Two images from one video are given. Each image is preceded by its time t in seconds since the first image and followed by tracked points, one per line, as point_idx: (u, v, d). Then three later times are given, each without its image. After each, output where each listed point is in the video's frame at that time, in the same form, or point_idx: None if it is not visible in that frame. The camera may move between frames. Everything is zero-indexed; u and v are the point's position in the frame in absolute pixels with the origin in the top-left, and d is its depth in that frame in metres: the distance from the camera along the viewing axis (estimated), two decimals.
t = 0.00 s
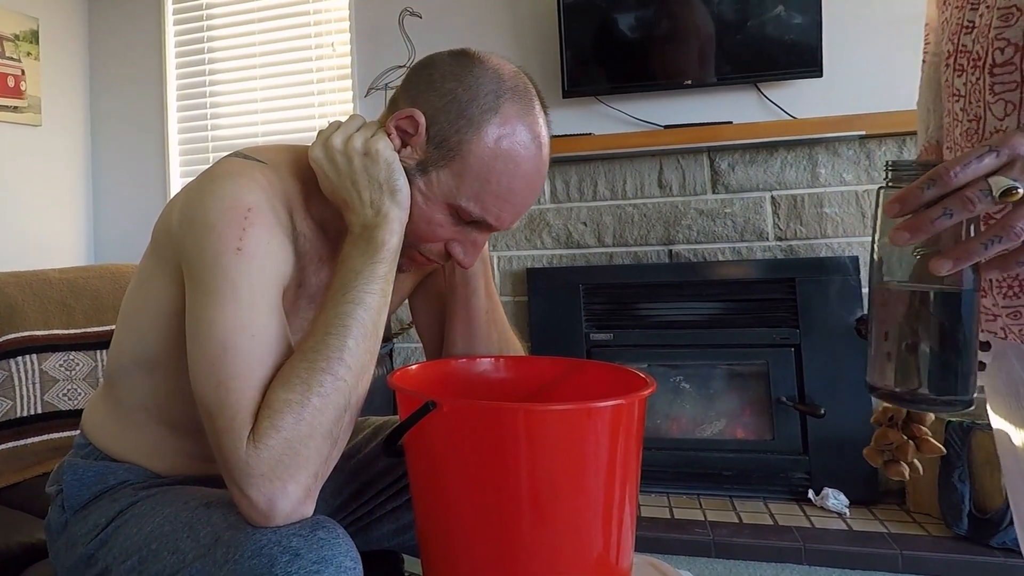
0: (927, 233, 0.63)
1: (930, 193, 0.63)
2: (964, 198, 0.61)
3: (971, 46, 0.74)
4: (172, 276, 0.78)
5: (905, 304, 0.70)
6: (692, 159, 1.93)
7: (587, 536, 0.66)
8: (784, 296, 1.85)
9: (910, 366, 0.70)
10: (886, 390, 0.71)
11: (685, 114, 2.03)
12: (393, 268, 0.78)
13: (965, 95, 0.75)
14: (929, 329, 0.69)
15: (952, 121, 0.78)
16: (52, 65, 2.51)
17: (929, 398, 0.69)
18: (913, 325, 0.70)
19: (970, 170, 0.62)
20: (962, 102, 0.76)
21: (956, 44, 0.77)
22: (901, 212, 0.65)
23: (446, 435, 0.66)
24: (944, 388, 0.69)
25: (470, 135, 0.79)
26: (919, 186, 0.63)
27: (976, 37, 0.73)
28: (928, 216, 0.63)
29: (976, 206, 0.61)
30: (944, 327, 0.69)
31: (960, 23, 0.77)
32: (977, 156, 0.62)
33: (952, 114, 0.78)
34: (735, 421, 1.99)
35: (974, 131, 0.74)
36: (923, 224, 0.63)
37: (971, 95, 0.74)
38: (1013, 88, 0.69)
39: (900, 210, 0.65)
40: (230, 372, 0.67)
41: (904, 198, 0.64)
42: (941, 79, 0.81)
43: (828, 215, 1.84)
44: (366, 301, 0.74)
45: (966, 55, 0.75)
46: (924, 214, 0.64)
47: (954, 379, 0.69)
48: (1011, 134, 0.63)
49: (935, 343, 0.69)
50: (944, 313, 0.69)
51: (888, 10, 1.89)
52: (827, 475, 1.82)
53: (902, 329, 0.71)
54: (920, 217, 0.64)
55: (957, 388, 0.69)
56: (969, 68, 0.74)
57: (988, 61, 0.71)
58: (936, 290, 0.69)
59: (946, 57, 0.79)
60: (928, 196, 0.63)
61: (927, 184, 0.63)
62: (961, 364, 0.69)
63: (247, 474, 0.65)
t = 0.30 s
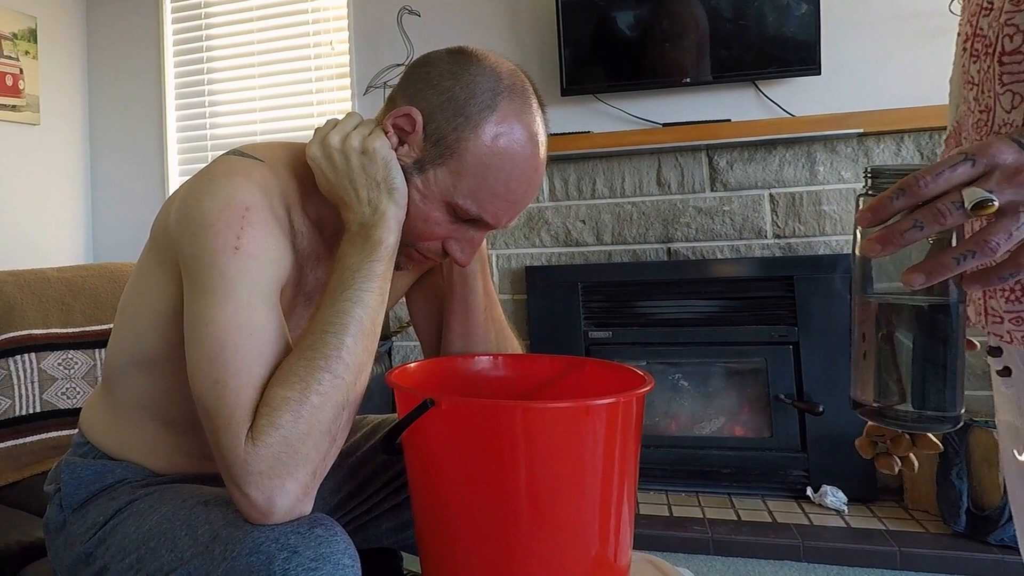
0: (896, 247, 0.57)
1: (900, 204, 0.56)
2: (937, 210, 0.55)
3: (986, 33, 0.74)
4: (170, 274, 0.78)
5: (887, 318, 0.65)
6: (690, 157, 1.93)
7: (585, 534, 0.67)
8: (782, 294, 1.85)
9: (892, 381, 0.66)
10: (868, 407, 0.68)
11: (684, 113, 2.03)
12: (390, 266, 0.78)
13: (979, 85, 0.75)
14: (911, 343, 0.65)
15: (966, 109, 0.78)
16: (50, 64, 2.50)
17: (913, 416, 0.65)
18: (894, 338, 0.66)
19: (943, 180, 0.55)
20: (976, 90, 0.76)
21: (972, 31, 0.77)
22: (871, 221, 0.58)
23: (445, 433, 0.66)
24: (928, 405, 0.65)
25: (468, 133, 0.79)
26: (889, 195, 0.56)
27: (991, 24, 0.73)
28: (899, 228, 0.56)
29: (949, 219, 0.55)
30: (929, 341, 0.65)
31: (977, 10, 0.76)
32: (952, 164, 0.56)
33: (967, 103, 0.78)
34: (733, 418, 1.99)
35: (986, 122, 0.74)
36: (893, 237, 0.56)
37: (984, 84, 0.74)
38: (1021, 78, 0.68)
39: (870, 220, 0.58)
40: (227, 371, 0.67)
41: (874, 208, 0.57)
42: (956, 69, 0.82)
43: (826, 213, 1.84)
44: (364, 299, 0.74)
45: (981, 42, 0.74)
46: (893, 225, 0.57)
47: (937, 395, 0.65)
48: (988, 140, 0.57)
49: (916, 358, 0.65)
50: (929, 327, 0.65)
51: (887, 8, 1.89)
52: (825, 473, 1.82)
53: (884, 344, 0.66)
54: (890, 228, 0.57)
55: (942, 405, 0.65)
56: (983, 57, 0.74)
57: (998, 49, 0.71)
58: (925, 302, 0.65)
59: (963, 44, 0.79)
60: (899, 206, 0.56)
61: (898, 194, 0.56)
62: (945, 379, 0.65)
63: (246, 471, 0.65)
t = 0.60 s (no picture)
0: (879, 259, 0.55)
1: (883, 214, 0.55)
2: (919, 222, 0.53)
3: (1012, 24, 0.68)
4: (170, 272, 0.78)
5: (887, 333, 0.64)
6: (689, 157, 1.93)
7: (583, 534, 0.67)
8: (781, 294, 1.85)
9: (893, 394, 0.66)
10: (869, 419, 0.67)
11: (683, 113, 2.03)
12: (391, 265, 0.78)
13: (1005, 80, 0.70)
14: (913, 358, 0.64)
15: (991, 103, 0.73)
16: (49, 61, 2.50)
17: (914, 428, 0.65)
18: (894, 349, 0.64)
19: (927, 191, 0.53)
20: (1002, 86, 0.71)
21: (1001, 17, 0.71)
22: (857, 232, 0.57)
23: (444, 432, 0.66)
24: (930, 416, 0.65)
25: (468, 133, 0.79)
26: (870, 204, 0.55)
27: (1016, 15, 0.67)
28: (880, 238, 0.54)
29: (931, 233, 0.53)
30: (930, 356, 0.64)
31: None
32: (937, 176, 0.54)
33: (994, 96, 0.73)
34: (731, 418, 1.99)
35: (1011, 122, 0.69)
36: (875, 246, 0.55)
37: (1010, 80, 0.69)
38: None
39: (856, 229, 0.57)
40: (228, 369, 0.67)
41: (858, 216, 0.56)
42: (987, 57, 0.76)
43: (825, 214, 1.84)
44: (364, 298, 0.74)
45: (1007, 34, 0.69)
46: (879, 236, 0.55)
47: (939, 407, 0.65)
48: (983, 153, 0.55)
49: (918, 373, 0.64)
50: (929, 339, 0.63)
51: (887, 9, 1.89)
52: (823, 473, 1.82)
53: (884, 358, 0.65)
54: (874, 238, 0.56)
55: (944, 416, 0.65)
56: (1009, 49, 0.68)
57: None
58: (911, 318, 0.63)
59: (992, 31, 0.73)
60: (880, 215, 0.55)
61: (880, 203, 0.55)
62: (948, 390, 0.65)
63: (246, 469, 0.65)
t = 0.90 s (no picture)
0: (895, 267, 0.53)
1: (896, 219, 0.53)
2: (938, 234, 0.51)
3: None
4: (167, 268, 0.78)
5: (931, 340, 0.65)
6: (688, 156, 1.93)
7: (580, 532, 0.67)
8: (778, 293, 1.85)
9: (943, 396, 0.67)
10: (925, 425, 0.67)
11: (682, 111, 2.03)
12: (388, 262, 0.78)
13: None
14: (954, 357, 0.65)
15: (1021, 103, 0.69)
16: (47, 57, 2.49)
17: (965, 429, 0.66)
18: (935, 355, 0.65)
19: (945, 200, 0.52)
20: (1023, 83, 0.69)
21: None
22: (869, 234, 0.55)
23: (442, 430, 0.66)
24: (979, 416, 0.66)
25: (467, 130, 0.79)
26: (886, 208, 0.53)
27: None
28: (898, 247, 0.52)
29: (950, 248, 0.51)
30: (966, 353, 0.66)
31: None
32: (955, 186, 0.52)
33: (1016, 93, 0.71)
34: (729, 416, 1.99)
35: None
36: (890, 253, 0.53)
37: None
38: None
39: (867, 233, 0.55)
40: (224, 366, 0.67)
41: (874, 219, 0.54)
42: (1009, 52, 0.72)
43: (823, 213, 1.85)
44: (361, 295, 0.74)
45: None
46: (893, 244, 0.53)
47: (984, 400, 0.67)
48: (998, 163, 0.54)
49: (961, 372, 0.66)
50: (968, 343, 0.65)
51: (887, 8, 1.89)
52: (819, 472, 1.83)
53: (931, 362, 0.65)
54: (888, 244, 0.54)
55: (990, 414, 0.67)
56: None
57: None
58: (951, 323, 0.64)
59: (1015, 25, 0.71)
60: (895, 221, 0.53)
61: (894, 207, 0.53)
62: (983, 383, 0.67)
63: (242, 465, 0.65)
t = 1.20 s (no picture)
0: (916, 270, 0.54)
1: (920, 225, 0.53)
2: (961, 240, 0.52)
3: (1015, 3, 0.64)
4: (164, 266, 0.78)
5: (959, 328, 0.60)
6: (686, 153, 1.93)
7: (578, 528, 0.67)
8: (776, 290, 1.85)
9: (978, 387, 0.61)
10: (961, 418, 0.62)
11: (680, 108, 2.03)
12: (385, 260, 0.78)
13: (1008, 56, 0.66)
14: (986, 344, 0.60)
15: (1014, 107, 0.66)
16: (46, 54, 2.49)
17: (1008, 420, 0.60)
18: (968, 346, 0.60)
19: (970, 206, 0.52)
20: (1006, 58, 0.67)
21: None
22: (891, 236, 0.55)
23: (439, 427, 0.66)
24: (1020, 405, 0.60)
25: (464, 127, 0.79)
26: (910, 214, 0.53)
27: None
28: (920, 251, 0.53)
29: (972, 252, 0.52)
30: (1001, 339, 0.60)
31: None
32: (982, 191, 0.52)
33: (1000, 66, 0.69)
34: (726, 413, 1.99)
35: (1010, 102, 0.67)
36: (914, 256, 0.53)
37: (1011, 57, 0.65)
38: None
39: (890, 235, 0.55)
40: (220, 363, 0.67)
41: (895, 223, 0.54)
42: (997, 42, 0.70)
43: (820, 210, 1.85)
44: (358, 292, 0.74)
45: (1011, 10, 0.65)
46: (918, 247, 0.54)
47: None
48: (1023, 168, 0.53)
49: (995, 357, 0.60)
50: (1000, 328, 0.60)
51: (885, 5, 1.89)
52: (816, 468, 1.83)
53: (961, 353, 0.61)
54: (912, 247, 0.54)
55: None
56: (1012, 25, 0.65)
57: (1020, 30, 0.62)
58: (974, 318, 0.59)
59: None
60: (919, 227, 0.53)
61: (919, 214, 0.53)
62: None
63: (238, 463, 0.65)
